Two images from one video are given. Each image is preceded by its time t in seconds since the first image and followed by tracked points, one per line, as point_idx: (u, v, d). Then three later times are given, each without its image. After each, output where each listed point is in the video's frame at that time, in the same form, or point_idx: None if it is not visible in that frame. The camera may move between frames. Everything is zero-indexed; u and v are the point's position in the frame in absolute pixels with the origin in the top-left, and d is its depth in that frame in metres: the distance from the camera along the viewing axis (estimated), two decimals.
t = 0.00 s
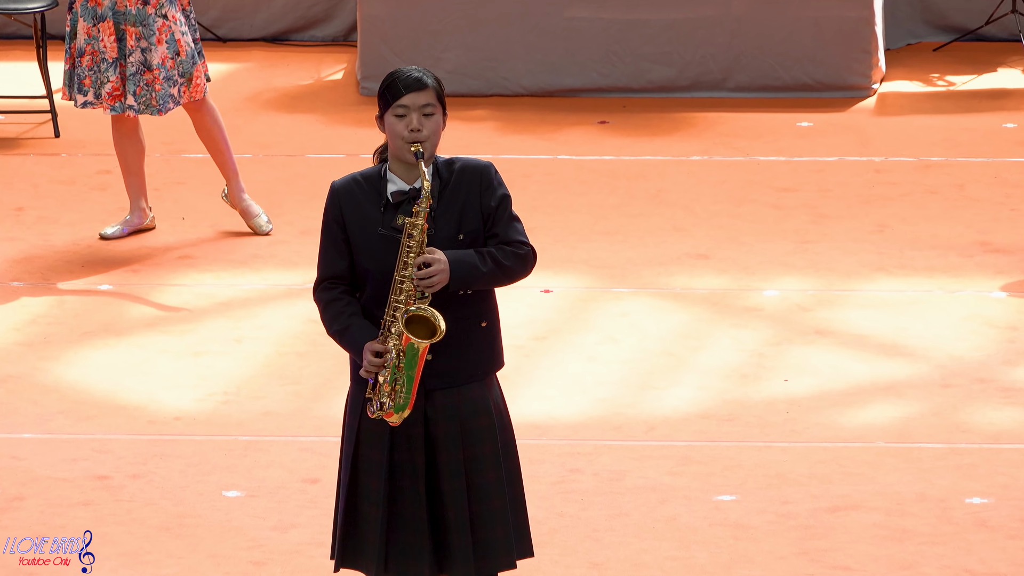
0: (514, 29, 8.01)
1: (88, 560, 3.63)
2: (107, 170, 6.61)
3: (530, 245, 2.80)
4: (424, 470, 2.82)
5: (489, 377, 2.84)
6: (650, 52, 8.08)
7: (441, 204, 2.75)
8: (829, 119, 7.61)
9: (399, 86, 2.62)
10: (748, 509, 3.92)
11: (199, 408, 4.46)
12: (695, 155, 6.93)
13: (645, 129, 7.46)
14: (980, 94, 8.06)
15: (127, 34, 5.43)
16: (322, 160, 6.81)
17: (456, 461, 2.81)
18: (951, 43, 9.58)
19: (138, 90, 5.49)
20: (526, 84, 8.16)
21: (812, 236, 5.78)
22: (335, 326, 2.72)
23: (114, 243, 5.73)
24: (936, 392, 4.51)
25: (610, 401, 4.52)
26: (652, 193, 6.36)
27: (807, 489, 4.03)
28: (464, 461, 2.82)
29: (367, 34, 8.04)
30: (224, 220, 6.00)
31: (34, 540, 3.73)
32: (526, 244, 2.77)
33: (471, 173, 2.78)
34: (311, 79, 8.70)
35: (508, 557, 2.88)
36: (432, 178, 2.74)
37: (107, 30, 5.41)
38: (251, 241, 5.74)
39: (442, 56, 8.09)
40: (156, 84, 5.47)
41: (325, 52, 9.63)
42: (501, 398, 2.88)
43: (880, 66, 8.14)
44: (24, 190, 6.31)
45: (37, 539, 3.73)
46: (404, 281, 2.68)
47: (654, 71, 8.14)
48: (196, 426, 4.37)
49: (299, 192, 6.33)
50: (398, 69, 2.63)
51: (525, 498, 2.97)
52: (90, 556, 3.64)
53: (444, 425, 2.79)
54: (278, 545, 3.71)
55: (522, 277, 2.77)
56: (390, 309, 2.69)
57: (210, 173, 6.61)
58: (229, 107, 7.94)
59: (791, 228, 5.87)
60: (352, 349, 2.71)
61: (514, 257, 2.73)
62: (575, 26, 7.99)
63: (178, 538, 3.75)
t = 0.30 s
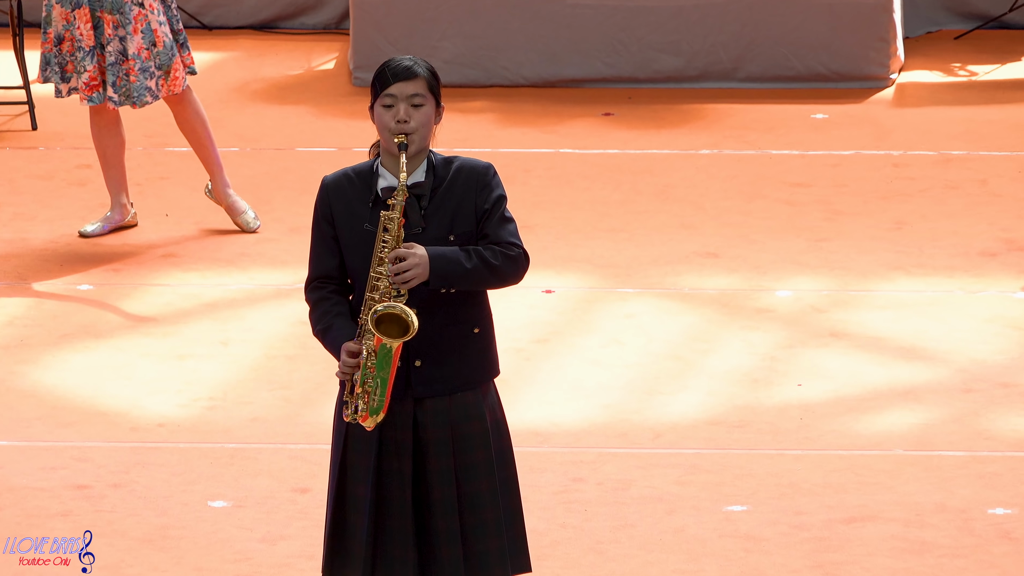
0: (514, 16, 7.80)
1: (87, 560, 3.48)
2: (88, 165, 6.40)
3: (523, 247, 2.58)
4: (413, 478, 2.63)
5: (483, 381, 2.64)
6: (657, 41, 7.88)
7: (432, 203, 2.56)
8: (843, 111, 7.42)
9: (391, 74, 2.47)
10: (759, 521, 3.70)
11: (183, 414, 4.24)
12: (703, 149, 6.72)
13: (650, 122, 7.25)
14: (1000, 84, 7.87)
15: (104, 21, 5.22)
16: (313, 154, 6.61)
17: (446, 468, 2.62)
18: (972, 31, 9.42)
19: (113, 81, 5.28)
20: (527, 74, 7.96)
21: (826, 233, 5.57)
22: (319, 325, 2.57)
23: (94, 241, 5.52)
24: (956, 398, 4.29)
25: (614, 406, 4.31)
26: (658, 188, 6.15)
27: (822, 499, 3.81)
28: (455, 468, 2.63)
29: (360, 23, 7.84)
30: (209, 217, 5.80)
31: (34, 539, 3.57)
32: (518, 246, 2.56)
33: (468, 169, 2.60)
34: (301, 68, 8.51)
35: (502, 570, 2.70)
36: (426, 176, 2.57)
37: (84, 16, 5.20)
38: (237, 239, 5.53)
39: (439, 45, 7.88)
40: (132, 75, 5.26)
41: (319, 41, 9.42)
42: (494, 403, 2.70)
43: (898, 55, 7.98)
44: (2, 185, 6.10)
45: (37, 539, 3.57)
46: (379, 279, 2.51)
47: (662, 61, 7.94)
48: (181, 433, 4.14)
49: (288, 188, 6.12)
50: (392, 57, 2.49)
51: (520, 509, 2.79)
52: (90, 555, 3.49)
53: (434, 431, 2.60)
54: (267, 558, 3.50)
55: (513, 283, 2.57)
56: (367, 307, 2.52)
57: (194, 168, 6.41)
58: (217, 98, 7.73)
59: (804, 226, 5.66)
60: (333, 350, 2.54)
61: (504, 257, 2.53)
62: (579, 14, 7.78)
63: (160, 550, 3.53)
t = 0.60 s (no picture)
0: (514, 3, 7.59)
1: (87, 560, 3.34)
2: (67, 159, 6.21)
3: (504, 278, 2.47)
4: (403, 489, 2.48)
5: (479, 389, 2.49)
6: (665, 28, 7.68)
7: (427, 213, 2.43)
8: (860, 102, 7.23)
9: (386, 72, 2.33)
10: (772, 532, 3.50)
11: (166, 420, 4.03)
12: (713, 142, 6.52)
13: (656, 114, 7.05)
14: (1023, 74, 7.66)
15: (72, 24, 5.03)
16: (302, 147, 6.42)
17: (440, 480, 2.46)
18: (995, 18, 9.20)
19: (76, 89, 5.07)
20: (527, 63, 7.77)
21: (842, 231, 5.37)
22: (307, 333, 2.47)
23: (73, 240, 5.33)
24: (977, 404, 4.09)
25: (619, 412, 4.11)
26: (666, 183, 5.95)
27: (836, 510, 3.61)
28: (449, 480, 2.48)
29: (353, 9, 7.63)
30: (194, 214, 5.60)
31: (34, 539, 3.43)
32: (498, 281, 2.44)
33: (469, 182, 2.45)
34: (291, 58, 8.32)
35: None
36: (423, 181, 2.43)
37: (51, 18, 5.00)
38: (223, 237, 5.34)
39: (434, 33, 7.68)
40: (97, 83, 5.06)
41: (314, 28, 9.21)
42: (491, 414, 2.54)
43: (918, 44, 7.77)
44: None
45: (37, 539, 3.43)
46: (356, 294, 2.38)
47: (670, 49, 7.74)
48: (165, 441, 3.94)
49: (277, 183, 5.93)
50: (390, 54, 2.34)
51: (519, 525, 2.62)
52: (89, 556, 3.35)
53: (426, 441, 2.45)
54: (254, 572, 3.30)
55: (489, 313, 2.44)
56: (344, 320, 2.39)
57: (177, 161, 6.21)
58: (208, 90, 7.53)
59: (820, 223, 5.46)
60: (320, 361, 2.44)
61: (488, 291, 2.41)
62: None
63: (141, 563, 3.33)
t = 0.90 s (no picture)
0: None
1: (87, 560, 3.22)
2: (45, 153, 6.01)
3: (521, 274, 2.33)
4: (411, 505, 2.32)
5: (491, 396, 2.33)
6: (673, 17, 7.49)
7: (439, 211, 2.25)
8: (876, 93, 7.04)
9: (396, 72, 2.15)
10: (785, 545, 3.30)
11: (148, 427, 3.84)
12: (722, 135, 6.33)
13: (662, 106, 6.86)
14: None
15: None
16: (291, 141, 6.23)
17: (451, 494, 2.30)
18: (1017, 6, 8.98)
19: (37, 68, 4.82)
20: (527, 52, 7.58)
21: (858, 228, 5.18)
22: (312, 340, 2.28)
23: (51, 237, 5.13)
24: (1000, 409, 3.89)
25: (624, 418, 3.92)
26: (673, 178, 5.77)
27: (852, 521, 3.42)
28: (460, 494, 2.31)
29: None
30: (178, 209, 5.40)
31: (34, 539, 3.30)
32: (518, 282, 2.31)
33: (480, 177, 2.28)
34: (280, 46, 8.13)
35: None
36: (433, 177, 2.26)
37: None
38: (207, 234, 5.15)
39: (431, 22, 7.49)
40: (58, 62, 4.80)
41: (309, 15, 9.02)
42: (503, 420, 2.38)
43: (937, 32, 7.57)
44: None
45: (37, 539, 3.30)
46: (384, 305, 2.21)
47: (677, 38, 7.55)
48: (147, 450, 3.74)
49: (265, 178, 5.74)
50: (397, 51, 2.17)
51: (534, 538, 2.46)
52: (89, 556, 3.23)
53: (436, 454, 2.28)
54: None
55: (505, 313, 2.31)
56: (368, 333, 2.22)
57: (161, 155, 6.02)
58: (199, 80, 7.34)
59: (835, 219, 5.26)
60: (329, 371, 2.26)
61: (506, 296, 2.27)
62: None
63: None
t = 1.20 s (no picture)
0: None
1: (87, 560, 3.10)
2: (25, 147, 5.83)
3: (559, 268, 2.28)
4: (445, 521, 2.26)
5: (523, 408, 2.27)
6: (681, 4, 7.31)
7: (463, 206, 2.21)
8: (895, 84, 6.85)
9: (416, 59, 2.13)
10: (799, 558, 3.12)
11: (130, 434, 3.66)
12: (733, 128, 6.15)
13: (670, 97, 6.68)
14: None
15: None
16: (280, 134, 6.06)
17: (485, 511, 2.24)
18: None
19: None
20: (530, 41, 7.40)
21: (876, 224, 5.00)
22: (334, 349, 2.23)
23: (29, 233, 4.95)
24: None
25: (631, 424, 3.73)
26: (682, 173, 5.58)
27: (869, 533, 3.24)
28: (495, 510, 2.25)
29: None
30: (162, 205, 5.21)
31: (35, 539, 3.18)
32: (555, 269, 2.26)
33: (504, 170, 2.24)
34: (267, 34, 7.96)
35: None
36: (454, 170, 2.22)
37: None
38: (192, 231, 4.97)
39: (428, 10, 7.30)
40: None
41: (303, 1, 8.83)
42: (538, 431, 2.31)
43: (959, 20, 7.34)
44: None
45: (37, 539, 3.18)
46: (416, 304, 2.16)
47: (687, 26, 7.36)
48: (130, 458, 3.56)
49: (252, 173, 5.57)
50: (416, 38, 2.14)
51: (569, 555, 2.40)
52: (89, 556, 3.11)
53: (469, 467, 2.22)
54: None
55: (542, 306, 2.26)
56: (399, 333, 2.19)
57: (145, 149, 5.84)
58: (183, 71, 7.16)
59: (851, 216, 5.08)
60: (355, 378, 2.21)
61: (544, 283, 2.23)
62: None
63: None
